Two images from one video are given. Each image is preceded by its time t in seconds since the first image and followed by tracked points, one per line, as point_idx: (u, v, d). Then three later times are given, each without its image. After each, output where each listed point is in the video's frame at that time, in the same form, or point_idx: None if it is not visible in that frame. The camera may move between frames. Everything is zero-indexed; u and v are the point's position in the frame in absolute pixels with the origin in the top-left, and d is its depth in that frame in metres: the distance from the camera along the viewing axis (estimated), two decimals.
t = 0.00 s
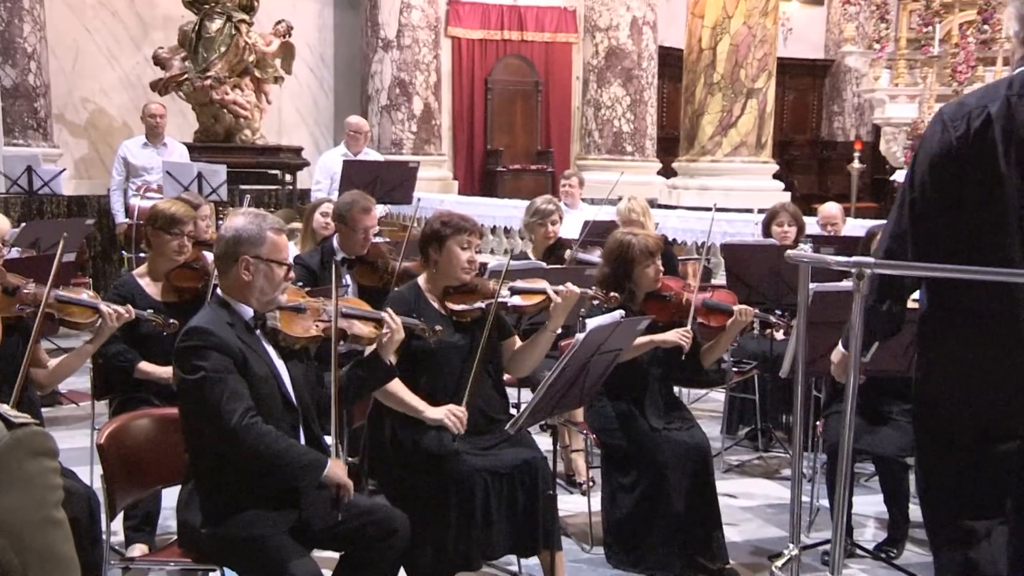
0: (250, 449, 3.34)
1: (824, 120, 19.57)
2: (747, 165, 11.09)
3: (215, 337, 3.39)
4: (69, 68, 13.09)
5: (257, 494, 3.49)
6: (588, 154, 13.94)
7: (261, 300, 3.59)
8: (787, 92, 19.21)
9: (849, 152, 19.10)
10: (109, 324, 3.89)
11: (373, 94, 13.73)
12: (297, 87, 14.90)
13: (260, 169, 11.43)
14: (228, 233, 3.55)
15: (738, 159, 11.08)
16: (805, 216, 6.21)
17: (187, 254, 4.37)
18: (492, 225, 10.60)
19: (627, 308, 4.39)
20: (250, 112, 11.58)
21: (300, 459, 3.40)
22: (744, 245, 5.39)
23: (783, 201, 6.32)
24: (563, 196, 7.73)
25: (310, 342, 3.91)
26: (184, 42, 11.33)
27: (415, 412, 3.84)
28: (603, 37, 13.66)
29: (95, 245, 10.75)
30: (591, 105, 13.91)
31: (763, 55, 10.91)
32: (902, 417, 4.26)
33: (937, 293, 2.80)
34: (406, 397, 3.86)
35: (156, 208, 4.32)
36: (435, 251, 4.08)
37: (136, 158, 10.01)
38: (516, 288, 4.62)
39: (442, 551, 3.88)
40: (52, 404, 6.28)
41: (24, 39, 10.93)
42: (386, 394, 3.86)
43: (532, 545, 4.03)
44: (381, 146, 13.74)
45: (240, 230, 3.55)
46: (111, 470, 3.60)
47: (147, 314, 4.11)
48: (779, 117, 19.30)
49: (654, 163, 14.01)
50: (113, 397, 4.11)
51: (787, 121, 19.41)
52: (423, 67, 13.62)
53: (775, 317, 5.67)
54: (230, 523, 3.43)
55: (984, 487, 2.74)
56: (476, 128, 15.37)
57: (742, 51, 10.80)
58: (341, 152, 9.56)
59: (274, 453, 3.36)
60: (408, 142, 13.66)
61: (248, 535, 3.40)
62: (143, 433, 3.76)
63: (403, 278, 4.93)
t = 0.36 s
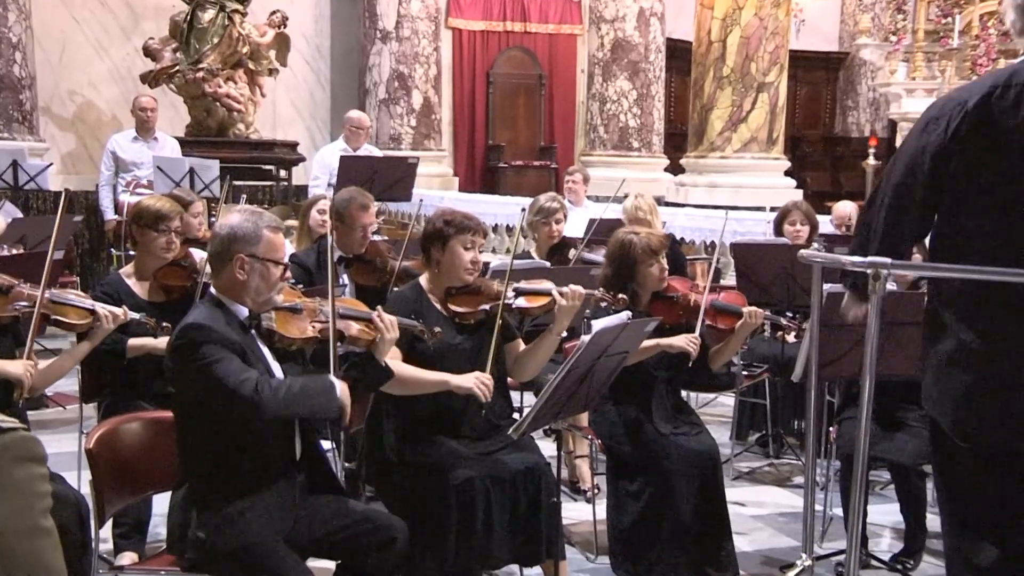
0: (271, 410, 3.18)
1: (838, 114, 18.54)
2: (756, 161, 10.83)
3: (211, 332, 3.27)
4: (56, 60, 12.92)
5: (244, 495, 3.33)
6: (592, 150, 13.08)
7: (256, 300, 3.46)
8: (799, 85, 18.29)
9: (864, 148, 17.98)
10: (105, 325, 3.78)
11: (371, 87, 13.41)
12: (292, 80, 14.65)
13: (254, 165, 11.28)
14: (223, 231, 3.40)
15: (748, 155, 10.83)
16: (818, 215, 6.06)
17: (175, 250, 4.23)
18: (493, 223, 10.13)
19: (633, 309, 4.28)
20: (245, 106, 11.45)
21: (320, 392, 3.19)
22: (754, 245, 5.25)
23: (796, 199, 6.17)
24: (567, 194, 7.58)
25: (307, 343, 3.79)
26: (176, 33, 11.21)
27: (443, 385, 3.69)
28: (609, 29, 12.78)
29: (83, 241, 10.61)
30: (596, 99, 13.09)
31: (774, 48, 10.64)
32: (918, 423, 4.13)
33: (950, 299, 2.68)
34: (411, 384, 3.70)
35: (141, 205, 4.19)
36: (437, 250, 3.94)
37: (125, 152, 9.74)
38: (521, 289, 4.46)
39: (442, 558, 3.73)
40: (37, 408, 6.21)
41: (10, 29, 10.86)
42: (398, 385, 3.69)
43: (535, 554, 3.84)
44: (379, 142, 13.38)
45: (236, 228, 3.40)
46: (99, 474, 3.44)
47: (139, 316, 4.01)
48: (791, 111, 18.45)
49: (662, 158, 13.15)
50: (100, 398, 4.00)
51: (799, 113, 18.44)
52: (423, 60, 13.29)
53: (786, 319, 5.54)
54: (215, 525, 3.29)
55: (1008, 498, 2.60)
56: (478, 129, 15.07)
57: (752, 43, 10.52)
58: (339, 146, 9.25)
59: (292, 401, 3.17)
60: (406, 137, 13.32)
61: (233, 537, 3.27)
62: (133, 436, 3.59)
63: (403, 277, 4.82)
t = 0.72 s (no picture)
0: (312, 353, 3.09)
1: (860, 107, 18.20)
2: (774, 156, 10.62)
3: (215, 315, 3.13)
4: (47, 46, 12.69)
5: (249, 494, 3.14)
6: (604, 143, 12.76)
7: (259, 298, 3.32)
8: (822, 77, 18.05)
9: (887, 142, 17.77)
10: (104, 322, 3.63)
11: (373, 77, 13.12)
12: (292, 71, 14.38)
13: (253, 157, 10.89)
14: (224, 226, 3.25)
15: (766, 149, 10.63)
16: (841, 212, 5.87)
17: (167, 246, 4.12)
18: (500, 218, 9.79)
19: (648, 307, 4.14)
20: (243, 96, 11.14)
21: (339, 324, 3.17)
22: (773, 243, 5.09)
23: (817, 195, 6.00)
24: (577, 188, 7.41)
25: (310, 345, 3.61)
26: (172, 20, 10.87)
27: (466, 354, 3.51)
28: (621, 17, 12.56)
29: (74, 237, 10.38)
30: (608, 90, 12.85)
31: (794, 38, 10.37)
32: (947, 431, 3.99)
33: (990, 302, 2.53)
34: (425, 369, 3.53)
35: (128, 199, 4.07)
36: (446, 249, 3.77)
37: (118, 143, 9.23)
38: (536, 289, 4.26)
39: (447, 567, 3.57)
40: (26, 408, 6.10)
41: None
42: (417, 365, 3.52)
43: (542, 565, 3.66)
44: (382, 134, 13.10)
45: (238, 224, 3.24)
46: (94, 477, 3.29)
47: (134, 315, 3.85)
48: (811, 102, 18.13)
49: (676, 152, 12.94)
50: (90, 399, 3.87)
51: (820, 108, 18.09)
52: (428, 49, 13.01)
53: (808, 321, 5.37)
54: (218, 526, 3.10)
55: None
56: (483, 119, 14.81)
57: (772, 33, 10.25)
58: (342, 139, 8.96)
59: (320, 338, 3.13)
60: (410, 130, 13.07)
61: (242, 534, 3.09)
62: (130, 438, 3.42)
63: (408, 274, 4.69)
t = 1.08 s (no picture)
0: (314, 346, 2.92)
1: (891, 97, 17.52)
2: (797, 148, 10.31)
3: (215, 307, 2.93)
4: (35, 33, 11.61)
5: (251, 499, 2.95)
6: (620, 135, 11.88)
7: (265, 302, 3.13)
8: (852, 64, 17.42)
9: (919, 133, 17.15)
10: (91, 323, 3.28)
11: (378, 66, 12.39)
12: (293, 59, 13.40)
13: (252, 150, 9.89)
14: (226, 229, 3.08)
15: (788, 141, 10.32)
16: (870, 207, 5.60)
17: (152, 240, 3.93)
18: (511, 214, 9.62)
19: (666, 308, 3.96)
20: (242, 86, 10.16)
21: (343, 315, 3.00)
22: (796, 238, 4.86)
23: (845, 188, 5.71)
24: (594, 182, 7.18)
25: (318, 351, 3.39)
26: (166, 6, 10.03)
27: (497, 310, 3.40)
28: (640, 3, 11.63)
29: (64, 234, 9.83)
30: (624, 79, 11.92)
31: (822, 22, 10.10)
32: (984, 439, 3.84)
33: None
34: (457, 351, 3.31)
35: (103, 196, 3.82)
36: (455, 255, 3.50)
37: (111, 135, 8.86)
38: (555, 291, 4.07)
39: None
40: (14, 414, 5.98)
41: None
42: (451, 346, 3.29)
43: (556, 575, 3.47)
44: (387, 125, 12.40)
45: (239, 226, 3.06)
46: (86, 485, 3.12)
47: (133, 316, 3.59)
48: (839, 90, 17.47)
49: (697, 144, 12.10)
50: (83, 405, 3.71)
51: (847, 98, 17.50)
52: (435, 37, 12.33)
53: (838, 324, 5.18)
54: (214, 538, 2.89)
55: None
56: (495, 105, 14.47)
57: (797, 18, 10.04)
58: (346, 131, 8.66)
59: (324, 327, 2.96)
60: (418, 121, 12.39)
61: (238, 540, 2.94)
62: (122, 444, 3.25)
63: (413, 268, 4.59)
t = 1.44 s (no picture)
0: (296, 367, 2.82)
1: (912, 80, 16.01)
2: (815, 138, 9.49)
3: (201, 318, 2.85)
4: (8, 17, 10.36)
5: (235, 516, 2.89)
6: (625, 125, 11.25)
7: (253, 306, 2.92)
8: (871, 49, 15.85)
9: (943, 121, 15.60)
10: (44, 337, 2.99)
11: (372, 53, 11.32)
12: (281, 44, 12.16)
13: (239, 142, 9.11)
14: (217, 226, 2.87)
15: (805, 131, 9.49)
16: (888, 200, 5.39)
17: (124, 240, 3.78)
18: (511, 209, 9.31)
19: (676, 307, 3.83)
20: (228, 74, 9.31)
21: (330, 337, 2.89)
22: (812, 233, 4.66)
23: (862, 181, 5.49)
24: (599, 176, 7.05)
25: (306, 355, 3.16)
26: None
27: (493, 315, 3.24)
28: None
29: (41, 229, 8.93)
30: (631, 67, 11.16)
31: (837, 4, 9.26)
32: (1007, 444, 3.70)
33: None
34: (451, 360, 3.18)
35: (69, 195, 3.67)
36: (449, 258, 3.31)
37: (91, 126, 8.19)
38: (556, 293, 3.92)
39: None
40: None
41: None
42: (444, 355, 3.16)
43: None
44: (381, 115, 11.31)
45: (232, 225, 2.87)
46: (65, 493, 2.97)
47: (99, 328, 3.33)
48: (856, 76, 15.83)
49: (705, 135, 11.32)
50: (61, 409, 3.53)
51: (866, 83, 15.82)
52: (431, 21, 11.18)
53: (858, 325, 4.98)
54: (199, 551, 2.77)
55: None
56: (494, 93, 13.40)
57: None
58: (337, 121, 8.33)
59: (310, 348, 2.85)
60: (413, 112, 11.27)
61: (227, 553, 2.83)
62: (104, 449, 3.10)
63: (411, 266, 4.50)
